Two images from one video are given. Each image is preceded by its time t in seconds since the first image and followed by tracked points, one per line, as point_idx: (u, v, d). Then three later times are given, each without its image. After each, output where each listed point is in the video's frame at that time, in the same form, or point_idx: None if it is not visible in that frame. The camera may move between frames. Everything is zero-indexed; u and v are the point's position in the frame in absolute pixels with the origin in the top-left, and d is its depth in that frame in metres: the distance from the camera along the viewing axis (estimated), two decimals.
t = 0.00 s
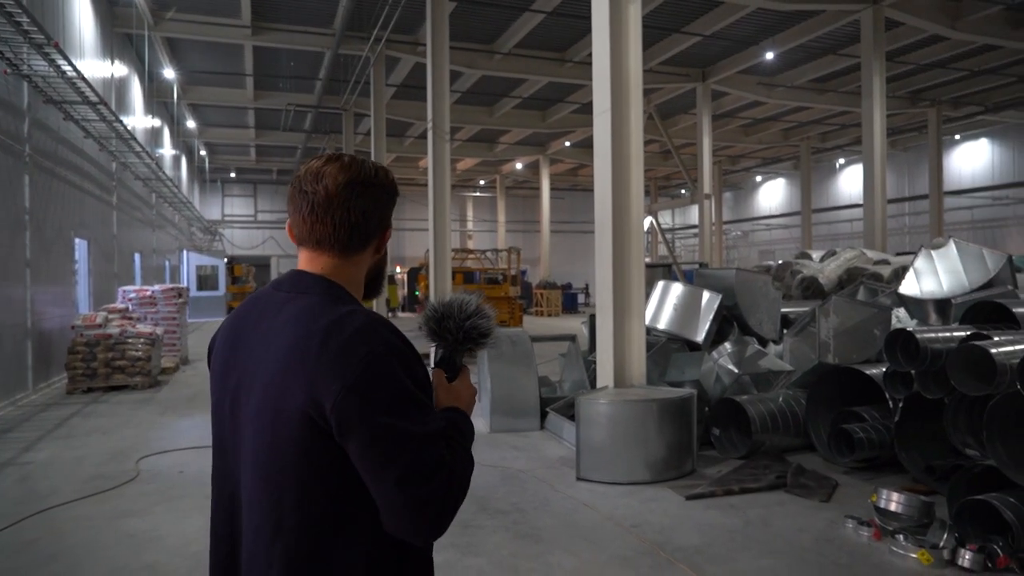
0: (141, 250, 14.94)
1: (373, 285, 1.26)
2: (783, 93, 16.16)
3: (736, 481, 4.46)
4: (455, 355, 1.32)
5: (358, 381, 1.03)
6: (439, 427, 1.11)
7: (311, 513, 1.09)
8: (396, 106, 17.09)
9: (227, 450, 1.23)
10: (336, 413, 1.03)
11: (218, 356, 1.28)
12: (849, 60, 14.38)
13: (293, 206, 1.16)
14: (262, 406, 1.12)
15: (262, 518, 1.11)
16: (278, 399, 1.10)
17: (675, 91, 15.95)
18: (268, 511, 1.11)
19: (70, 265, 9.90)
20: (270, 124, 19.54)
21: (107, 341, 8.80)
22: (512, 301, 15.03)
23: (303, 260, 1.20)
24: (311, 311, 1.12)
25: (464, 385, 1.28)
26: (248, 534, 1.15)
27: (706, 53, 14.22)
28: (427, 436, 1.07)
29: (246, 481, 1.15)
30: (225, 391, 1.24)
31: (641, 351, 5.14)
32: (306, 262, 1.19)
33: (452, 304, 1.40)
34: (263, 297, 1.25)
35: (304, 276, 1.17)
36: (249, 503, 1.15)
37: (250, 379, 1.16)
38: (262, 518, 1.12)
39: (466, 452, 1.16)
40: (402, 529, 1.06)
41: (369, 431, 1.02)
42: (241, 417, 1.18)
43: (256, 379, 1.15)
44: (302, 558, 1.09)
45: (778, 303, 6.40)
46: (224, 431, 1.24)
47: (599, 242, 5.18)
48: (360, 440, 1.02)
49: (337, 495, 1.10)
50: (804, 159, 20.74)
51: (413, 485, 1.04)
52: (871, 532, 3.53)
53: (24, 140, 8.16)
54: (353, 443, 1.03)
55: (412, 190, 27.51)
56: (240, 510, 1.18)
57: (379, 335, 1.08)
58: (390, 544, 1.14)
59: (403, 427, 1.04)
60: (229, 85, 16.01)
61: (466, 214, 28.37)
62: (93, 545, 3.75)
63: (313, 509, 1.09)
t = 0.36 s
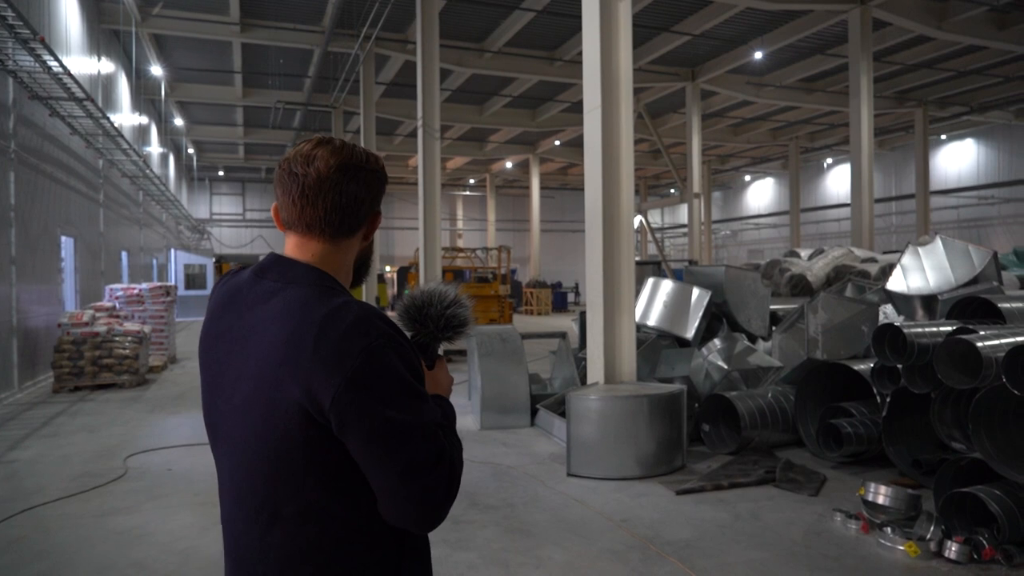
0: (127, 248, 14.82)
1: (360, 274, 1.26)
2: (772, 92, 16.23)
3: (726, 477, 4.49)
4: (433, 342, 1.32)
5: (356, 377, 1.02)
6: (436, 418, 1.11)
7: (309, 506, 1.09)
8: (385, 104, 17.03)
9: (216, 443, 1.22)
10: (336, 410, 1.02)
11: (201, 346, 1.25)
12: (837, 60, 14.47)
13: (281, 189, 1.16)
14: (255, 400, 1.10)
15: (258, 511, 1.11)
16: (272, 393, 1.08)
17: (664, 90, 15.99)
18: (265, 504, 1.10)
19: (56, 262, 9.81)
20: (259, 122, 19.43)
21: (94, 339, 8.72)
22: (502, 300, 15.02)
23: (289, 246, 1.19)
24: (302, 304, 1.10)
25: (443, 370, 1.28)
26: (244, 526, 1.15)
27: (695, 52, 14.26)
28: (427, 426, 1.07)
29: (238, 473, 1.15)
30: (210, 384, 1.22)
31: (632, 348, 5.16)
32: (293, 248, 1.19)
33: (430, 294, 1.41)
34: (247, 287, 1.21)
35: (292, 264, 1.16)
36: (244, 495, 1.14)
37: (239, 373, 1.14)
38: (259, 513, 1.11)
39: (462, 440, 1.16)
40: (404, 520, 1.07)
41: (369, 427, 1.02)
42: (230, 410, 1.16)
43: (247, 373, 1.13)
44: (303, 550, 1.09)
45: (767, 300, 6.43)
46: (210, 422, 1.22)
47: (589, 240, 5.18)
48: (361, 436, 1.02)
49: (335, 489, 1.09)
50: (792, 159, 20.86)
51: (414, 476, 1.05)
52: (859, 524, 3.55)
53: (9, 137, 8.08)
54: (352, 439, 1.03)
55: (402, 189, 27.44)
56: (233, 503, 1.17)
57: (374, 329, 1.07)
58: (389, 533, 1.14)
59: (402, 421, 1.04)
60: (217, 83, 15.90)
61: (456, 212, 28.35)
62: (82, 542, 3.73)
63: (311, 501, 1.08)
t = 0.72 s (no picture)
0: (115, 248, 14.69)
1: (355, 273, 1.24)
2: (762, 93, 16.30)
3: (717, 476, 4.49)
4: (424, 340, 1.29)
5: (350, 392, 0.99)
6: (432, 429, 1.07)
7: (301, 522, 1.05)
8: (376, 103, 16.97)
9: (203, 452, 1.17)
10: (328, 426, 0.98)
11: (189, 351, 1.21)
12: (826, 61, 14.55)
13: (270, 184, 1.13)
14: (245, 413, 1.06)
15: (248, 526, 1.07)
16: (262, 406, 1.04)
17: (654, 90, 16.02)
18: (254, 518, 1.07)
19: (42, 262, 9.71)
20: (248, 121, 19.32)
21: (81, 339, 8.63)
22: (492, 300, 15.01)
23: (280, 244, 1.17)
24: (293, 314, 1.06)
25: (434, 371, 1.25)
26: (235, 539, 1.12)
27: (685, 53, 14.30)
28: (423, 439, 1.04)
29: (228, 486, 1.11)
30: (198, 390, 1.18)
31: (623, 348, 5.16)
32: (285, 248, 1.16)
33: (420, 288, 1.37)
34: (235, 290, 1.17)
35: (283, 266, 1.13)
36: (234, 508, 1.11)
37: (226, 383, 1.10)
38: (249, 527, 1.08)
39: (458, 450, 1.13)
40: (397, 535, 1.05)
41: (365, 443, 0.99)
42: (218, 421, 1.12)
43: (236, 384, 1.09)
44: (295, 566, 1.06)
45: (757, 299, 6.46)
46: (197, 430, 1.18)
47: (581, 239, 5.18)
48: (354, 452, 0.99)
49: (326, 505, 1.06)
50: (781, 160, 20.98)
51: (409, 491, 1.03)
52: (850, 523, 3.56)
53: None
54: (345, 455, 0.99)
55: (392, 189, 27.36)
56: (223, 514, 1.14)
57: (368, 339, 1.03)
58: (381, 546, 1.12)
59: (398, 434, 1.01)
60: (205, 81, 15.79)
61: (447, 212, 28.31)
62: (69, 543, 3.69)
63: (303, 517, 1.05)
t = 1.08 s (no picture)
0: (108, 247, 14.60)
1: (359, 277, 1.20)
2: (756, 93, 16.33)
3: (715, 476, 4.48)
4: (429, 345, 1.25)
5: (359, 400, 0.94)
6: (443, 439, 1.02)
7: (307, 535, 1.00)
8: (370, 103, 16.94)
9: (203, 459, 1.12)
10: (336, 436, 0.93)
11: (188, 354, 1.16)
12: (820, 61, 14.59)
13: (271, 184, 1.09)
14: (248, 422, 1.01)
15: (251, 537, 1.03)
16: (266, 414, 0.99)
17: (649, 89, 16.02)
18: (258, 530, 1.02)
19: (34, 262, 9.64)
20: (241, 121, 19.25)
21: (73, 339, 8.57)
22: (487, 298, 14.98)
23: (281, 245, 1.12)
24: (298, 317, 1.01)
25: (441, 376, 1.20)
26: (238, 552, 1.07)
27: (680, 53, 14.31)
28: (435, 451, 1.00)
29: (229, 496, 1.06)
30: (197, 396, 1.13)
31: (621, 347, 5.14)
32: (287, 249, 1.12)
33: (426, 292, 1.33)
34: (237, 291, 1.12)
35: (285, 268, 1.09)
36: (236, 519, 1.06)
37: (228, 389, 1.05)
38: (253, 540, 1.03)
39: (469, 458, 1.08)
40: (408, 549, 1.00)
41: (374, 454, 0.94)
42: (219, 428, 1.07)
43: (238, 390, 1.04)
44: None
45: (753, 299, 6.46)
46: (197, 436, 1.14)
47: (579, 238, 5.16)
48: (363, 464, 0.94)
49: (331, 518, 1.01)
50: (775, 160, 21.05)
51: (418, 504, 0.98)
52: (849, 523, 3.55)
53: None
54: (353, 467, 0.94)
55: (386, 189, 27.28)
56: (224, 525, 1.09)
57: (378, 343, 0.98)
58: (391, 560, 1.07)
59: (408, 445, 0.96)
60: (199, 80, 15.71)
61: (441, 212, 28.28)
62: (62, 546, 3.65)
63: (310, 529, 1.00)
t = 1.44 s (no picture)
0: (100, 246, 14.50)
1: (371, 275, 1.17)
2: (751, 93, 16.35)
3: (714, 476, 4.48)
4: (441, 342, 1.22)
5: (375, 404, 0.92)
6: (462, 445, 1.00)
7: (315, 544, 0.98)
8: (365, 102, 16.88)
9: (207, 463, 1.09)
10: (350, 440, 0.91)
11: (191, 353, 1.13)
12: (815, 62, 14.62)
13: (280, 177, 1.07)
14: (256, 426, 0.99)
15: (258, 546, 1.00)
16: (275, 416, 0.97)
17: (644, 89, 16.02)
18: (264, 538, 0.99)
19: (26, 262, 9.57)
20: (235, 120, 19.17)
21: (66, 339, 8.51)
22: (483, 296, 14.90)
23: (290, 241, 1.10)
24: (309, 316, 0.98)
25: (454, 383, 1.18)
26: (241, 562, 1.04)
27: (675, 53, 14.31)
28: (453, 457, 0.98)
29: (234, 501, 1.03)
30: (201, 396, 1.10)
31: (619, 346, 5.13)
32: (297, 245, 1.09)
33: (437, 293, 1.30)
34: (243, 289, 1.09)
35: (294, 263, 1.06)
36: (241, 524, 1.03)
37: (235, 390, 1.02)
38: (259, 548, 1.00)
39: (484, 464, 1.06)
40: (423, 557, 0.97)
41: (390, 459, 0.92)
42: (224, 431, 1.04)
43: (244, 391, 1.01)
44: None
45: (751, 299, 6.46)
46: (199, 438, 1.11)
47: (577, 238, 5.14)
48: (377, 469, 0.92)
49: (343, 524, 0.98)
50: (769, 160, 21.10)
51: (434, 511, 0.95)
52: (849, 523, 3.55)
53: None
54: (369, 472, 0.92)
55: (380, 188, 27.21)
56: (227, 533, 1.06)
57: (394, 346, 0.96)
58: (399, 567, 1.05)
59: (424, 450, 0.94)
60: (192, 78, 15.62)
61: (435, 211, 28.25)
62: (58, 549, 3.61)
63: (318, 537, 0.97)
